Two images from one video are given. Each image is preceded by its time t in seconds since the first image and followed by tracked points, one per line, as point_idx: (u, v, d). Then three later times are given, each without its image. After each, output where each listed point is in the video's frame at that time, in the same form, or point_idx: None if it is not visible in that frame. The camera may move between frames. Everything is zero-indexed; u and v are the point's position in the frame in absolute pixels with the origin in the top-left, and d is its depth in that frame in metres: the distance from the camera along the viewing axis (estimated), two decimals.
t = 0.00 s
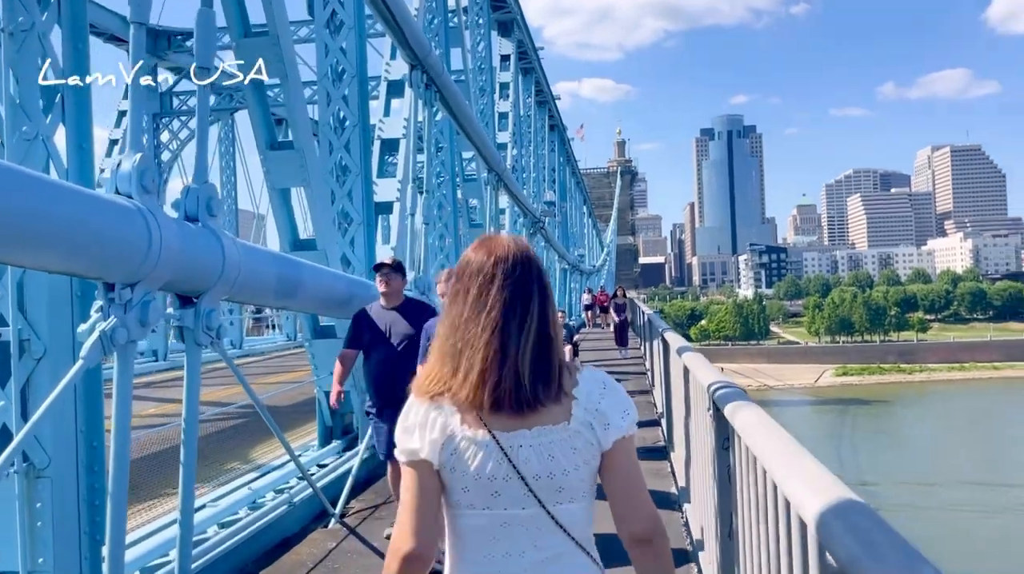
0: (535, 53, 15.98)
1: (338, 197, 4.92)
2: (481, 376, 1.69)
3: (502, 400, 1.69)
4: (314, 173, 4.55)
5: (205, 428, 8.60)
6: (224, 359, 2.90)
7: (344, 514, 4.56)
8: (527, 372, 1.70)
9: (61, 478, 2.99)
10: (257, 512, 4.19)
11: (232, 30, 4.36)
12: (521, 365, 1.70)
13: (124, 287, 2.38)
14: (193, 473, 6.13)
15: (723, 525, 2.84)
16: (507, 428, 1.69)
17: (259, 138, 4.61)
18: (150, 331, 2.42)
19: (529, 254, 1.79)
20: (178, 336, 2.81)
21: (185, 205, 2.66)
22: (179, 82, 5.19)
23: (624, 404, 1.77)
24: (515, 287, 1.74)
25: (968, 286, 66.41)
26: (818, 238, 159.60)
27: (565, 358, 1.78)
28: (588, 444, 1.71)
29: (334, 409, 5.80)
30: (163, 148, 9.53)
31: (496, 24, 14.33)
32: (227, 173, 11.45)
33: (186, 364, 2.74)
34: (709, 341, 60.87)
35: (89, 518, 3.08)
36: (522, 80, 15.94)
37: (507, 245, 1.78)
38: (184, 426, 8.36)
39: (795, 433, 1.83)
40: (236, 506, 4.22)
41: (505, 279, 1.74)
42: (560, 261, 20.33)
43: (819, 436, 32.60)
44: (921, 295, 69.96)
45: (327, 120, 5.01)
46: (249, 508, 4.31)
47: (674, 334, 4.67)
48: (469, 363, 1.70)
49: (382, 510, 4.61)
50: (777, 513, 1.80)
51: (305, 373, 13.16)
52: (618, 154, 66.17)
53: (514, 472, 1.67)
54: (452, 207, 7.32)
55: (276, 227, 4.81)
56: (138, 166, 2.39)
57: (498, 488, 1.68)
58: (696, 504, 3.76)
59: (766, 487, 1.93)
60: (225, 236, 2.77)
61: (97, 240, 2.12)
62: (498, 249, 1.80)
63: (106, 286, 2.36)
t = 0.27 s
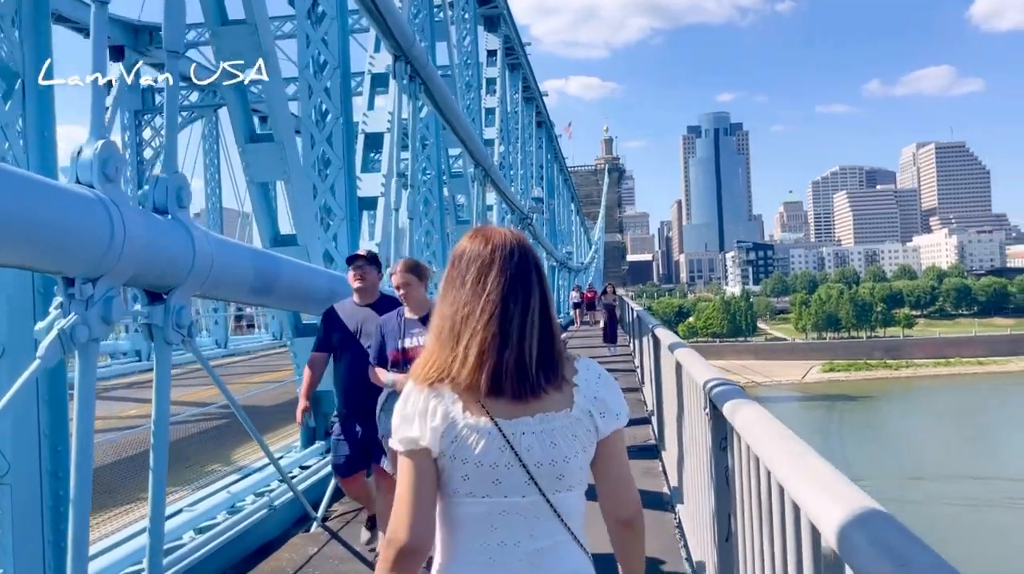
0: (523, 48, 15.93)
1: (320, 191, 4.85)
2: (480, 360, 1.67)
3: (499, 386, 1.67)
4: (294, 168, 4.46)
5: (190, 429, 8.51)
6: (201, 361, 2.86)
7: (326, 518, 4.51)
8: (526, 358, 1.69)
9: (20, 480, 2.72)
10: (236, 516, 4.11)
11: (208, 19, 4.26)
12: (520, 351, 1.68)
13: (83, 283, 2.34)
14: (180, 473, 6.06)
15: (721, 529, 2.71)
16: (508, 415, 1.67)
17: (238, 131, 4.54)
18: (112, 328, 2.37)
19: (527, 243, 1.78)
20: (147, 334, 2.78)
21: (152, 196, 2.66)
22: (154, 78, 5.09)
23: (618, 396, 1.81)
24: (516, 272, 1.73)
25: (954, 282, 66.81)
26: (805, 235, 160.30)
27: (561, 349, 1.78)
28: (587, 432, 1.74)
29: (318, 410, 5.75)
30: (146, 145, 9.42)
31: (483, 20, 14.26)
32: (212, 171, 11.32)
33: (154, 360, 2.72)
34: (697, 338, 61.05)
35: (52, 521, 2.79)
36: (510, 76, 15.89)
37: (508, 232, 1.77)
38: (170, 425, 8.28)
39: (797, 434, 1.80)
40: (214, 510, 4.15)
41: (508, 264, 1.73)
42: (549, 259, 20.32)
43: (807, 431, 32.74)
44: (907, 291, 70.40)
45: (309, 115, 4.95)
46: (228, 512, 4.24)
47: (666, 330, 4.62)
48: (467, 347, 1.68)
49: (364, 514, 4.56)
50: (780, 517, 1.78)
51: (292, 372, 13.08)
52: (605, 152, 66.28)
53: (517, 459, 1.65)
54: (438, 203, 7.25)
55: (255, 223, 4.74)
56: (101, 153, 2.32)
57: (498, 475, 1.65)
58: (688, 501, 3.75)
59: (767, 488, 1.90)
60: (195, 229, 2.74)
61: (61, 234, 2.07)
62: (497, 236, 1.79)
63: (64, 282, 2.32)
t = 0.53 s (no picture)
0: (509, 45, 15.89)
1: (297, 185, 4.80)
2: (430, 355, 1.65)
3: (452, 380, 1.65)
4: (270, 162, 4.31)
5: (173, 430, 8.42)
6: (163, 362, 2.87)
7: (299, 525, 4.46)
8: (478, 351, 1.66)
9: None
10: (206, 524, 4.04)
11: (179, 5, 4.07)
12: (473, 345, 1.66)
13: (29, 278, 2.30)
14: (162, 467, 5.98)
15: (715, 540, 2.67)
16: (458, 412, 1.65)
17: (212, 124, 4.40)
18: (58, 327, 2.33)
19: (481, 236, 1.75)
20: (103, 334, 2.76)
21: (108, 187, 2.68)
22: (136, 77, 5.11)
23: (573, 388, 1.76)
24: (468, 267, 1.70)
25: (940, 279, 67.24)
26: (792, 233, 161.00)
27: (516, 342, 1.75)
28: (540, 428, 1.70)
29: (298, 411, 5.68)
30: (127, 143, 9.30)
31: (468, 15, 14.20)
32: (195, 168, 11.20)
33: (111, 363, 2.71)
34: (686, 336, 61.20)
35: None
36: (496, 73, 15.85)
37: (461, 228, 1.74)
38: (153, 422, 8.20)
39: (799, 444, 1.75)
40: (185, 517, 4.08)
41: (459, 258, 1.70)
42: (537, 257, 20.30)
43: (794, 428, 32.85)
44: (895, 289, 70.76)
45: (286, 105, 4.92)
46: (198, 520, 4.17)
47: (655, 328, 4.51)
48: (418, 342, 1.66)
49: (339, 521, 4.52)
50: (779, 533, 1.72)
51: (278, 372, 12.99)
52: (594, 151, 66.36)
53: (466, 458, 1.63)
54: (422, 200, 7.21)
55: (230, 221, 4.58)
56: (43, 142, 2.34)
57: (449, 474, 1.64)
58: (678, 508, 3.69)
59: (763, 502, 1.85)
60: (154, 222, 2.74)
61: (7, 227, 2.06)
62: (451, 231, 1.76)
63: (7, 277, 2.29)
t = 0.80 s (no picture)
0: (498, 46, 15.84)
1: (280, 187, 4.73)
2: (394, 364, 1.64)
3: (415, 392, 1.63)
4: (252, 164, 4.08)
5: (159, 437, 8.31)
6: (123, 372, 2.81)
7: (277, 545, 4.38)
8: (445, 362, 1.63)
9: None
10: (179, 544, 3.95)
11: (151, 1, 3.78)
12: (441, 357, 1.63)
13: None
14: (144, 475, 5.91)
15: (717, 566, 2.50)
16: (424, 423, 1.64)
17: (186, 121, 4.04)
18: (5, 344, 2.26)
19: (466, 250, 1.71)
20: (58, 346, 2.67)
21: (65, 191, 2.58)
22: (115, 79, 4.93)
23: (548, 393, 1.66)
24: (447, 277, 1.67)
25: (929, 282, 67.60)
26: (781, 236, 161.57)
27: (492, 353, 1.69)
28: (509, 441, 1.61)
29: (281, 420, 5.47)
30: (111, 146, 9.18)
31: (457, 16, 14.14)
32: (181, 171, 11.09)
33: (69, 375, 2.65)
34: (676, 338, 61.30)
35: None
36: (486, 75, 15.80)
37: (446, 240, 1.71)
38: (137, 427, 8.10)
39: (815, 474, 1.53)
40: (159, 536, 3.99)
41: (436, 269, 1.67)
42: (527, 260, 20.27)
43: (785, 430, 32.91)
44: (884, 291, 71.09)
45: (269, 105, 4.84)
46: (172, 539, 4.08)
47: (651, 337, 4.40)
48: (385, 350, 1.65)
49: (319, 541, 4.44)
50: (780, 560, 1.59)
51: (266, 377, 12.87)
52: (584, 154, 66.44)
53: (435, 471, 1.61)
54: (410, 203, 7.16)
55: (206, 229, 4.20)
56: None
57: (418, 487, 1.62)
58: (678, 531, 3.49)
59: (775, 540, 1.61)
60: (116, 229, 2.63)
61: None
62: (437, 241, 1.73)
63: None
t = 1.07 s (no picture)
0: (491, 46, 15.76)
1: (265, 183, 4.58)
2: (412, 363, 1.66)
3: (432, 391, 1.65)
4: (230, 157, 3.91)
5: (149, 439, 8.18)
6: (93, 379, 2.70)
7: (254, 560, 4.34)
8: (463, 362, 1.65)
9: None
10: (155, 558, 3.91)
11: None
12: (459, 356, 1.65)
13: None
14: (129, 481, 5.80)
15: None
16: (442, 425, 1.65)
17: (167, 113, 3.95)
18: None
19: (488, 249, 1.73)
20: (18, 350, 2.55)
21: (26, 182, 2.46)
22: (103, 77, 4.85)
23: (568, 399, 1.63)
24: (468, 275, 1.68)
25: (920, 284, 67.82)
26: (773, 238, 161.98)
27: (511, 355, 1.69)
28: (525, 447, 1.60)
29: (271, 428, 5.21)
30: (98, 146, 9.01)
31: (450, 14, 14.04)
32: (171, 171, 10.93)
33: (29, 382, 2.50)
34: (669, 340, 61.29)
35: None
36: (478, 74, 15.73)
37: (468, 239, 1.72)
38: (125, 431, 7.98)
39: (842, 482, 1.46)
40: (136, 546, 3.95)
41: (456, 269, 1.68)
42: (520, 261, 20.19)
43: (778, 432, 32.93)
44: (875, 293, 71.26)
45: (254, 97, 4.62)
46: (149, 550, 4.04)
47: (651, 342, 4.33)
48: (405, 349, 1.68)
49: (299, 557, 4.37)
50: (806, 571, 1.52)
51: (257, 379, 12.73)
52: (577, 156, 66.42)
53: (452, 475, 1.62)
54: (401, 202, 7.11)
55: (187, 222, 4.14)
56: None
57: (435, 490, 1.63)
58: (681, 539, 3.46)
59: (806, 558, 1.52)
60: (79, 226, 2.55)
61: None
62: (458, 239, 1.74)
63: None
